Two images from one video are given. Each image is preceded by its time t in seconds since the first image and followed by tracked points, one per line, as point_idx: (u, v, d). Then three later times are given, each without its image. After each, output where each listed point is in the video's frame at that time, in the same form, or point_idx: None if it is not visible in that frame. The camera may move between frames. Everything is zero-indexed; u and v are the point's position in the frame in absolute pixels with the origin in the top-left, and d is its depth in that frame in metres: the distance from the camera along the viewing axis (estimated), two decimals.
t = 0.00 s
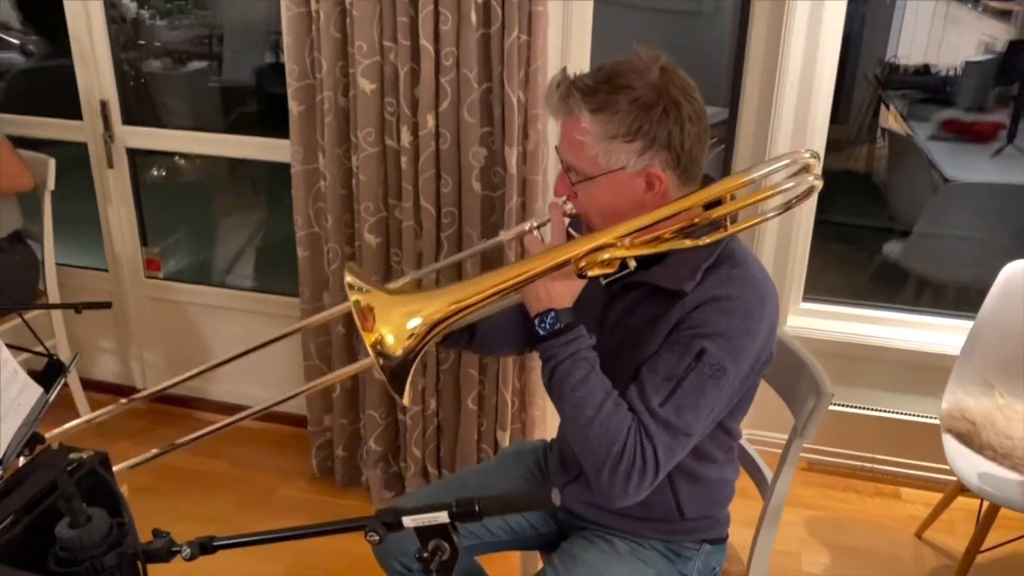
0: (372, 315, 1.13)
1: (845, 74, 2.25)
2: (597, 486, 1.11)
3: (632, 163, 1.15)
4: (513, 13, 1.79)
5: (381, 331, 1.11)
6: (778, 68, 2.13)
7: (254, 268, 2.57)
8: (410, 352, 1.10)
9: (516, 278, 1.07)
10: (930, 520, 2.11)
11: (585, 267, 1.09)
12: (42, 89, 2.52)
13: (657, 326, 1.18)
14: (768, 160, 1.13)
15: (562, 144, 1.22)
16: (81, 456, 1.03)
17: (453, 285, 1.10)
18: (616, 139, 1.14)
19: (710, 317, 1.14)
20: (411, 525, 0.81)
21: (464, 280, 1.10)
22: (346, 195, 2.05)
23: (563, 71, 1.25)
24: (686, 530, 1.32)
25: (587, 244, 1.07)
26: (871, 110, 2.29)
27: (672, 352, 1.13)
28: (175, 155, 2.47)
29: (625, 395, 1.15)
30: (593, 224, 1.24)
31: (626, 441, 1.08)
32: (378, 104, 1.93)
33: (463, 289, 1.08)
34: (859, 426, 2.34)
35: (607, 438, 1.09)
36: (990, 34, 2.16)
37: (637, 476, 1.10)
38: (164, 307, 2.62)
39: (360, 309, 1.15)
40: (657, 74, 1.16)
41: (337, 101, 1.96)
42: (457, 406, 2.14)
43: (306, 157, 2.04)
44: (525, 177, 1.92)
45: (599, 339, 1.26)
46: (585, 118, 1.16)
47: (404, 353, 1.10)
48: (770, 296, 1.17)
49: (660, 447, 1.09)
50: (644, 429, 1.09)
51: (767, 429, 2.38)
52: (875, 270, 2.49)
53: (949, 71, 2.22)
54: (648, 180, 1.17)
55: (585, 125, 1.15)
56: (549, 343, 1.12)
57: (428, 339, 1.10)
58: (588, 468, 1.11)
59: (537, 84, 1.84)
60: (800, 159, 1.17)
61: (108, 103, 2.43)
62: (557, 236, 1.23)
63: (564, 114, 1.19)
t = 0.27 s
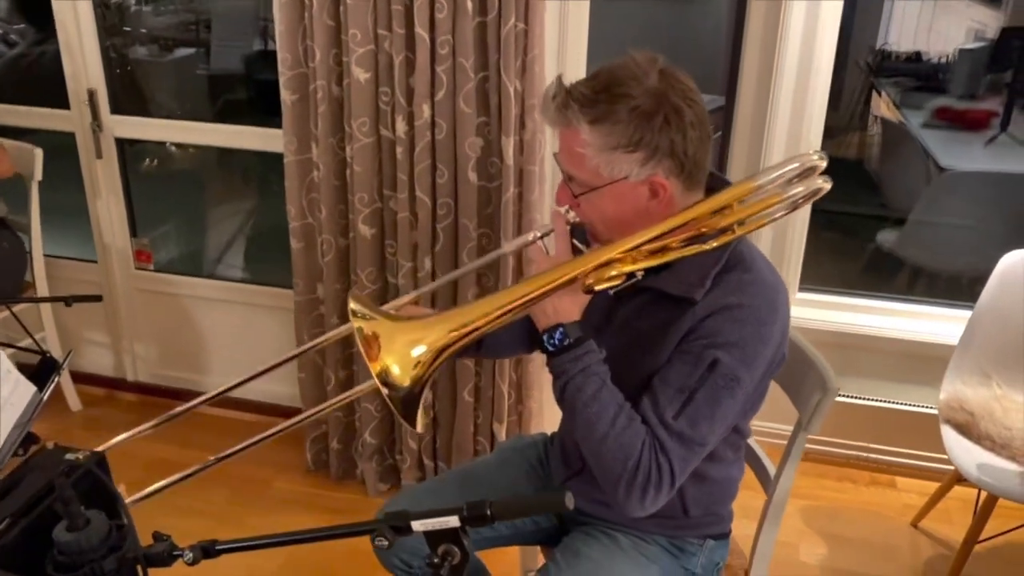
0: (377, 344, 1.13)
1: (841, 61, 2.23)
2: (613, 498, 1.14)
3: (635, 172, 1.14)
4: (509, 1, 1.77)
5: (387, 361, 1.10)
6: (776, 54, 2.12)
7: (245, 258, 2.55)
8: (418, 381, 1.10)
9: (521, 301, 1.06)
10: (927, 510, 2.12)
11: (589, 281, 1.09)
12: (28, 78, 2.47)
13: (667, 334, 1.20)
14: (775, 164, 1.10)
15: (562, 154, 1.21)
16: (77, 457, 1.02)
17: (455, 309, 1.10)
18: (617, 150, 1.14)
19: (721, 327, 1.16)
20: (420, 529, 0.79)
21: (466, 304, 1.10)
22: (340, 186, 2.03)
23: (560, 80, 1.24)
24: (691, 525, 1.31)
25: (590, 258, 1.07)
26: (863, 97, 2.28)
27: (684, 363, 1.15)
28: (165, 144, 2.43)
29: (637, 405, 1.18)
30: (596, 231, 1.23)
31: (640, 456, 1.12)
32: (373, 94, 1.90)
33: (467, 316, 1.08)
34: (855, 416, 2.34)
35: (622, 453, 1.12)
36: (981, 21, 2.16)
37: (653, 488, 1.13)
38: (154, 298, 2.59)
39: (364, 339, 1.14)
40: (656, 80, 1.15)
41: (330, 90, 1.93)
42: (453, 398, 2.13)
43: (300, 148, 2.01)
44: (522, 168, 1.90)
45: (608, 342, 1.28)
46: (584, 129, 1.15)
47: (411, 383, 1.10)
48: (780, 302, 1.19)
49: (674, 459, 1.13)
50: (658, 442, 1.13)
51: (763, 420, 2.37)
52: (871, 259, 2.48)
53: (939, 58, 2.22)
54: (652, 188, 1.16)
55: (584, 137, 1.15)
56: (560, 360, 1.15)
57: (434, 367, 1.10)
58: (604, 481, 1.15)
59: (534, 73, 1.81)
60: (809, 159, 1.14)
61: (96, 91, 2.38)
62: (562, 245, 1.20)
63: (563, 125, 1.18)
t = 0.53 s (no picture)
0: (396, 337, 1.14)
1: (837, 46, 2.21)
2: (632, 494, 1.17)
3: (660, 160, 1.13)
4: None
5: (405, 354, 1.11)
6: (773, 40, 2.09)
7: (235, 246, 2.51)
8: (435, 375, 1.11)
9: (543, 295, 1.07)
10: (926, 495, 2.11)
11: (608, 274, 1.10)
12: (13, 64, 2.42)
13: (688, 325, 1.22)
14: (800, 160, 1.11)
15: (582, 141, 1.19)
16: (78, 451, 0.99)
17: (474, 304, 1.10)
18: (644, 138, 1.12)
19: (744, 320, 1.18)
20: (443, 522, 0.77)
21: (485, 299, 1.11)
22: (336, 172, 1.99)
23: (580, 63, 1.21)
24: (702, 515, 1.30)
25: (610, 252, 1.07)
26: (853, 82, 2.26)
27: (705, 357, 1.18)
28: (155, 130, 2.39)
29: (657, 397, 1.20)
30: (616, 221, 1.23)
31: (661, 451, 1.14)
32: (369, 78, 1.86)
33: (486, 310, 1.08)
34: (854, 403, 2.33)
35: (642, 449, 1.14)
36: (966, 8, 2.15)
37: (672, 483, 1.16)
38: (145, 289, 2.55)
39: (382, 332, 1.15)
40: (681, 64, 1.13)
41: (325, 74, 1.89)
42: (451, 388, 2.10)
43: (294, 133, 1.97)
44: (521, 153, 1.87)
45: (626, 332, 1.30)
46: (609, 116, 1.13)
47: (429, 377, 1.11)
48: (802, 295, 1.21)
49: (694, 454, 1.16)
50: (678, 437, 1.16)
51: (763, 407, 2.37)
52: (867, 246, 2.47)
53: (929, 44, 2.22)
54: (675, 177, 1.15)
55: (608, 123, 1.13)
56: (579, 354, 1.16)
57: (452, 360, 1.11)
58: (623, 476, 1.17)
59: (534, 56, 1.78)
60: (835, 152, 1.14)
61: (83, 76, 2.32)
62: (582, 236, 1.16)
63: (586, 111, 1.16)
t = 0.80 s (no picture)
0: (410, 312, 1.12)
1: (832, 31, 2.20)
2: (642, 479, 1.14)
3: (681, 138, 1.16)
4: None
5: (419, 329, 1.10)
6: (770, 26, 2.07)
7: (224, 235, 2.48)
8: (448, 351, 1.10)
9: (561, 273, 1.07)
10: (926, 480, 2.12)
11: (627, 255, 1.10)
12: None
13: (702, 310, 1.21)
14: (822, 140, 1.11)
15: (601, 119, 1.21)
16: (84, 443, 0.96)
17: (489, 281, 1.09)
18: (666, 114, 1.15)
19: (760, 303, 1.17)
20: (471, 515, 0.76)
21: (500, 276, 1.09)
22: (333, 159, 1.96)
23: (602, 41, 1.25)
24: (714, 504, 1.29)
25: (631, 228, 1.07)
26: (842, 68, 2.27)
27: (720, 340, 1.16)
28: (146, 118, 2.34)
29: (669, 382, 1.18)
30: (630, 202, 1.25)
31: (674, 435, 1.12)
32: (367, 62, 1.83)
33: (502, 287, 1.07)
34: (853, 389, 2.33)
35: (655, 433, 1.12)
36: None
37: (684, 469, 1.13)
38: (137, 279, 2.51)
39: (395, 308, 1.13)
40: (705, 42, 1.17)
41: (322, 59, 1.86)
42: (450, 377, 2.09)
43: (290, 120, 1.94)
44: (522, 139, 1.85)
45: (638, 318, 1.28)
46: (631, 91, 1.16)
47: (442, 352, 1.10)
48: (818, 281, 1.20)
49: (707, 439, 1.14)
50: (691, 421, 1.13)
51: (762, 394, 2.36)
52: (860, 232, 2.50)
53: (921, 29, 2.25)
54: (695, 155, 1.18)
55: (631, 100, 1.16)
56: (592, 337, 1.13)
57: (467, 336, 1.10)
58: (633, 461, 1.15)
59: (535, 40, 1.76)
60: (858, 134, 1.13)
61: (71, 62, 2.27)
62: (597, 214, 1.19)
63: (607, 88, 1.19)
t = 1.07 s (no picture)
0: (424, 274, 1.14)
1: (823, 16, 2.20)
2: (648, 456, 1.12)
3: (694, 108, 1.19)
4: None
5: (432, 291, 1.12)
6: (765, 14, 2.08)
7: (210, 224, 2.44)
8: (460, 312, 1.12)
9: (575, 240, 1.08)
10: (921, 464, 2.13)
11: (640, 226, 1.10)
12: None
13: (709, 288, 1.19)
14: (836, 114, 1.10)
15: (614, 89, 1.24)
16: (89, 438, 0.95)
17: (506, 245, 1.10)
18: (682, 82, 1.18)
19: (768, 280, 1.15)
20: (497, 506, 0.76)
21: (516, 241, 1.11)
22: (327, 147, 1.94)
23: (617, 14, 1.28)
24: (722, 489, 1.28)
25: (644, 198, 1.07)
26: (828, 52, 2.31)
27: (727, 316, 1.14)
28: (133, 106, 2.31)
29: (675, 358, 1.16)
30: (640, 174, 1.28)
31: (680, 410, 1.10)
32: (362, 48, 1.81)
33: (517, 250, 1.09)
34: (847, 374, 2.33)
35: (661, 408, 1.10)
36: None
37: (689, 445, 1.11)
38: (125, 269, 2.47)
39: (409, 271, 1.14)
40: (722, 15, 1.20)
41: (316, 45, 1.83)
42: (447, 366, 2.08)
43: (282, 107, 1.91)
44: (520, 125, 1.83)
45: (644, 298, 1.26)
46: (648, 58, 1.18)
47: (454, 314, 1.12)
48: (826, 259, 1.18)
49: (713, 414, 1.11)
50: (698, 396, 1.11)
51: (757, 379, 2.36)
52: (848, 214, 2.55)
53: (905, 16, 2.27)
54: (708, 126, 1.20)
55: (648, 66, 1.18)
56: (598, 309, 1.12)
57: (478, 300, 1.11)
58: (638, 437, 1.13)
59: (532, 25, 1.73)
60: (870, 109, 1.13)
61: (55, 48, 2.23)
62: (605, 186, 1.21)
63: (623, 56, 1.21)
